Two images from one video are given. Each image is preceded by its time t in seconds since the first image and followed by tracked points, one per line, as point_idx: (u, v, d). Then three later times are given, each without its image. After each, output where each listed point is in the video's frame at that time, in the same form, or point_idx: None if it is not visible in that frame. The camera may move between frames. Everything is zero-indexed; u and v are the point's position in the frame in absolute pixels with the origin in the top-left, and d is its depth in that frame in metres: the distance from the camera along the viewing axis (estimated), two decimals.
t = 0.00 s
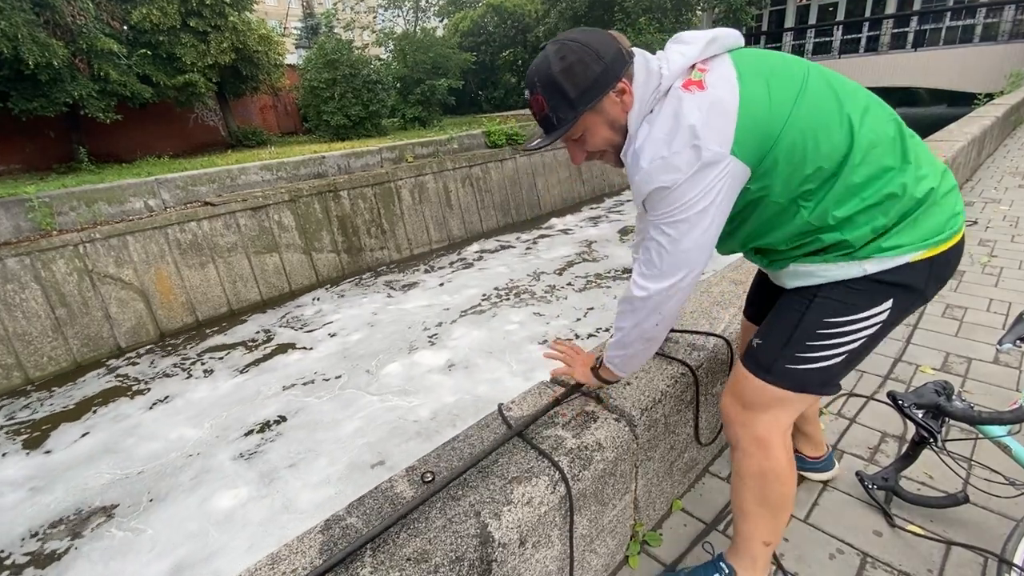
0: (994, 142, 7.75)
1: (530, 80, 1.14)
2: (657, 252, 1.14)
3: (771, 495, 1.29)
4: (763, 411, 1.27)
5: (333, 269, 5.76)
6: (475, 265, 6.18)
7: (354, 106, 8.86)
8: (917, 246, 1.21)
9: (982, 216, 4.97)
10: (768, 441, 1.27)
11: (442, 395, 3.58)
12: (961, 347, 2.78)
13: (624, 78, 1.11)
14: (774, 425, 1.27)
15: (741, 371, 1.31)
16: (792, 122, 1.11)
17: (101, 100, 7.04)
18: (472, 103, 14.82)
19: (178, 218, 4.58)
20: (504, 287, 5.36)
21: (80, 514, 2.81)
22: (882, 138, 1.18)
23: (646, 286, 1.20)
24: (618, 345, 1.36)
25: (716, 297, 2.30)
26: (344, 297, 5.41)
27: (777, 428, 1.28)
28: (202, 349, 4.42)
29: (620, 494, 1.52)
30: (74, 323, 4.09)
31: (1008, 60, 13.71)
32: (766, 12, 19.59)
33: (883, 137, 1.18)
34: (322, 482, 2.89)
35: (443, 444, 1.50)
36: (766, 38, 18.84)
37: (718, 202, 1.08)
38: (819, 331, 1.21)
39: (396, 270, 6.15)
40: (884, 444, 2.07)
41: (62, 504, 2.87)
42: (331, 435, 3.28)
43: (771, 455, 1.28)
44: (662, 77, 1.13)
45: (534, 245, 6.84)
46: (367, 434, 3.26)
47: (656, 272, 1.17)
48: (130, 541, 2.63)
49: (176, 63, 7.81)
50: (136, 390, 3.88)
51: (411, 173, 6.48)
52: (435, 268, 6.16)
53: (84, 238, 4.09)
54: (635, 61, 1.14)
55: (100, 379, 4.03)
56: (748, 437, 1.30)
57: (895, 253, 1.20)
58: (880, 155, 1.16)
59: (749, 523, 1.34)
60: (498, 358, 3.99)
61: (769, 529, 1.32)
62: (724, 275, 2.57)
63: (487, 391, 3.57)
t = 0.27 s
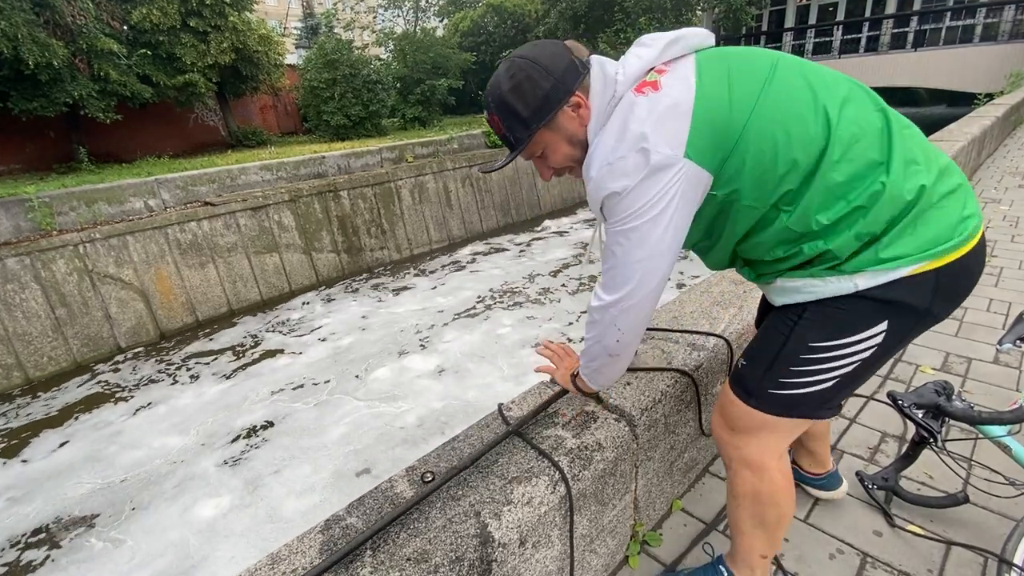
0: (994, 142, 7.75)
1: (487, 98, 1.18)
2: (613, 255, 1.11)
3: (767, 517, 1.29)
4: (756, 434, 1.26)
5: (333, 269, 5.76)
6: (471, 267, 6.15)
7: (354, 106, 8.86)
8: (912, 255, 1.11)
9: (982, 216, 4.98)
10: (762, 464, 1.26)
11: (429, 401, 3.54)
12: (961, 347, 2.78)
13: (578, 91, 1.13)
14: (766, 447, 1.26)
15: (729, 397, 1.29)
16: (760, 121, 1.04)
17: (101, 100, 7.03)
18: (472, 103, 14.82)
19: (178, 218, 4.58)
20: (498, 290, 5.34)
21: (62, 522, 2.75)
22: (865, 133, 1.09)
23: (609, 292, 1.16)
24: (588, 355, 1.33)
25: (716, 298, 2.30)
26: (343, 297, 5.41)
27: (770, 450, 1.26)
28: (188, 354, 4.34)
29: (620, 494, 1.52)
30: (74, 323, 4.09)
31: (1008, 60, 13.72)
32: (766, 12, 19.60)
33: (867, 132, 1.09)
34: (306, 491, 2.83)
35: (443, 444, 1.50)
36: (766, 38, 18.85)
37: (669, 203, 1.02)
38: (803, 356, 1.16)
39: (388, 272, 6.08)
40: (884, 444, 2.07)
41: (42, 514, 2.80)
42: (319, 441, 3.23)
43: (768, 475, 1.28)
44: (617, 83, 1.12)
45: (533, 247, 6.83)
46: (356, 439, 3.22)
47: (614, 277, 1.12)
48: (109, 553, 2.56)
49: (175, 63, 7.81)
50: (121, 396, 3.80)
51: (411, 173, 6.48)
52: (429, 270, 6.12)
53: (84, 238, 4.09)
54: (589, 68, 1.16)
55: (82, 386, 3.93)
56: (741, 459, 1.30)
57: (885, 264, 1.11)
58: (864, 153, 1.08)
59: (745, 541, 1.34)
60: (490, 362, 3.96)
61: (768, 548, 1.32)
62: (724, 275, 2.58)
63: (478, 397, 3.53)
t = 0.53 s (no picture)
0: (994, 142, 7.75)
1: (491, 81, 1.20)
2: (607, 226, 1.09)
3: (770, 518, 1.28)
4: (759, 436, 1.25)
5: (333, 269, 5.76)
6: (467, 269, 6.11)
7: (354, 106, 8.86)
8: (904, 239, 1.06)
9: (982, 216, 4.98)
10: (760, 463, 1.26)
11: (418, 407, 3.44)
12: (961, 347, 2.78)
13: (574, 72, 1.13)
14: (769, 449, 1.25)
15: (730, 403, 1.28)
16: (734, 102, 1.04)
17: (101, 100, 7.03)
18: (472, 103, 14.82)
19: (178, 218, 4.58)
20: (493, 292, 5.31)
21: (40, 534, 2.68)
22: (850, 112, 1.07)
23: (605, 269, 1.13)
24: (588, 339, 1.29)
25: (716, 298, 2.30)
26: (343, 297, 5.41)
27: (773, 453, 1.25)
28: (171, 360, 4.26)
29: (620, 494, 1.52)
30: (74, 323, 4.09)
31: (1008, 59, 13.71)
32: (766, 12, 19.61)
33: (852, 111, 1.07)
34: (290, 500, 2.76)
35: (443, 444, 1.50)
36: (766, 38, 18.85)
37: (658, 167, 1.01)
38: (795, 359, 1.14)
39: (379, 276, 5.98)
40: (884, 444, 2.07)
41: (19, 525, 2.73)
42: (304, 450, 3.13)
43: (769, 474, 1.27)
44: (610, 60, 1.14)
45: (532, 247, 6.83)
46: (333, 453, 3.09)
47: (610, 249, 1.10)
48: (87, 563, 2.50)
49: (176, 63, 7.81)
50: (102, 404, 3.72)
51: (411, 173, 6.48)
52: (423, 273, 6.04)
53: (84, 238, 4.09)
54: (586, 50, 1.16)
55: (60, 395, 3.83)
56: (743, 459, 1.29)
57: (874, 249, 1.07)
58: (847, 131, 1.05)
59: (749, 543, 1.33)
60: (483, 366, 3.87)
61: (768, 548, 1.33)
62: (724, 275, 2.58)
63: (467, 403, 3.44)
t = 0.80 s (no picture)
0: (994, 142, 7.73)
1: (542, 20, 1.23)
2: (723, 124, 0.94)
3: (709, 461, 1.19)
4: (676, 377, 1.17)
5: (333, 269, 5.76)
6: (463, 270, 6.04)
7: (354, 106, 8.86)
8: (896, 197, 1.07)
9: (982, 216, 4.97)
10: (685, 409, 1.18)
11: (405, 414, 3.38)
12: (961, 347, 2.78)
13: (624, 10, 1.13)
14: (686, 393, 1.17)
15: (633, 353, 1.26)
16: (767, 37, 1.06)
17: (101, 100, 7.03)
18: (472, 103, 14.81)
19: (178, 218, 4.58)
20: (487, 294, 5.23)
21: (22, 543, 2.67)
22: (864, 76, 1.11)
23: (719, 179, 0.95)
24: (672, 289, 1.01)
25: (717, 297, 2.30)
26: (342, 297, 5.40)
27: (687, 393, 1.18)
28: (153, 367, 4.18)
29: (620, 494, 1.52)
30: (74, 323, 4.09)
31: (1008, 60, 13.68)
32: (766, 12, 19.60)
33: (867, 76, 1.11)
34: (273, 510, 2.71)
35: (443, 444, 1.50)
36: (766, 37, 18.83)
37: (758, 76, 0.98)
38: (749, 286, 1.09)
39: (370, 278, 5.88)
40: (884, 444, 2.07)
41: None
42: (287, 458, 3.08)
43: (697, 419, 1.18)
44: None
45: (531, 248, 6.82)
46: (317, 460, 3.05)
47: (732, 151, 0.94)
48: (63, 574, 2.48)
49: (176, 63, 7.81)
50: (85, 411, 3.67)
51: (411, 172, 6.48)
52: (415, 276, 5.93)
53: (84, 238, 4.09)
54: None
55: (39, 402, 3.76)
56: (662, 408, 1.21)
57: (870, 195, 1.06)
58: (861, 89, 1.08)
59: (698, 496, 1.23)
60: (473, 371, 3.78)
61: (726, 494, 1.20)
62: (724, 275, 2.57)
63: (457, 410, 3.37)
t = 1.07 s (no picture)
0: (994, 142, 7.73)
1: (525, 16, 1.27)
2: (713, 64, 0.95)
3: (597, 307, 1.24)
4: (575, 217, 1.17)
5: (333, 269, 5.76)
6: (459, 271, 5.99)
7: (354, 106, 8.86)
8: (849, 164, 1.08)
9: (982, 217, 4.97)
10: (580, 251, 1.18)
11: (392, 420, 3.32)
12: (961, 347, 2.78)
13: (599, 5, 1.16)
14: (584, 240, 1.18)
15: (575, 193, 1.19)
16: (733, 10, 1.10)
17: (101, 100, 7.03)
18: (472, 103, 14.80)
19: (178, 218, 4.58)
20: (482, 296, 5.14)
21: None
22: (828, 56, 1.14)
23: (722, 118, 0.94)
24: (690, 241, 0.96)
25: (716, 298, 2.30)
26: (342, 297, 5.40)
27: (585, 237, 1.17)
28: (137, 372, 4.09)
29: (620, 494, 1.52)
30: (74, 323, 4.09)
31: (1008, 60, 13.68)
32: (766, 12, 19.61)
33: (830, 56, 1.15)
34: (256, 519, 2.67)
35: (443, 444, 1.50)
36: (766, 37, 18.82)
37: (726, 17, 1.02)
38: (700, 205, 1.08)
39: (362, 282, 5.77)
40: (884, 444, 2.07)
41: None
42: (271, 468, 3.02)
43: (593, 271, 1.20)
44: None
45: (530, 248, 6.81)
46: (299, 470, 2.97)
47: (727, 87, 0.94)
48: None
49: (175, 63, 7.81)
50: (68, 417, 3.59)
51: (411, 172, 6.49)
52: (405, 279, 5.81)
53: (84, 238, 4.09)
54: None
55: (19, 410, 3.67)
56: (555, 265, 1.21)
57: (819, 156, 1.07)
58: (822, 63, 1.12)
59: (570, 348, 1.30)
60: (462, 377, 3.71)
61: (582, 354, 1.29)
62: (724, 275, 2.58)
63: (445, 416, 3.30)
